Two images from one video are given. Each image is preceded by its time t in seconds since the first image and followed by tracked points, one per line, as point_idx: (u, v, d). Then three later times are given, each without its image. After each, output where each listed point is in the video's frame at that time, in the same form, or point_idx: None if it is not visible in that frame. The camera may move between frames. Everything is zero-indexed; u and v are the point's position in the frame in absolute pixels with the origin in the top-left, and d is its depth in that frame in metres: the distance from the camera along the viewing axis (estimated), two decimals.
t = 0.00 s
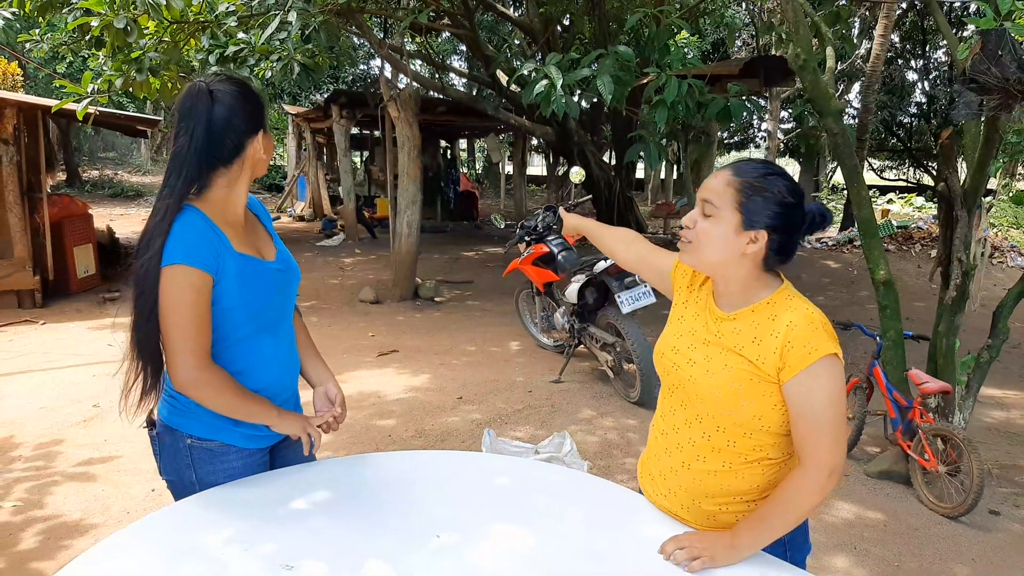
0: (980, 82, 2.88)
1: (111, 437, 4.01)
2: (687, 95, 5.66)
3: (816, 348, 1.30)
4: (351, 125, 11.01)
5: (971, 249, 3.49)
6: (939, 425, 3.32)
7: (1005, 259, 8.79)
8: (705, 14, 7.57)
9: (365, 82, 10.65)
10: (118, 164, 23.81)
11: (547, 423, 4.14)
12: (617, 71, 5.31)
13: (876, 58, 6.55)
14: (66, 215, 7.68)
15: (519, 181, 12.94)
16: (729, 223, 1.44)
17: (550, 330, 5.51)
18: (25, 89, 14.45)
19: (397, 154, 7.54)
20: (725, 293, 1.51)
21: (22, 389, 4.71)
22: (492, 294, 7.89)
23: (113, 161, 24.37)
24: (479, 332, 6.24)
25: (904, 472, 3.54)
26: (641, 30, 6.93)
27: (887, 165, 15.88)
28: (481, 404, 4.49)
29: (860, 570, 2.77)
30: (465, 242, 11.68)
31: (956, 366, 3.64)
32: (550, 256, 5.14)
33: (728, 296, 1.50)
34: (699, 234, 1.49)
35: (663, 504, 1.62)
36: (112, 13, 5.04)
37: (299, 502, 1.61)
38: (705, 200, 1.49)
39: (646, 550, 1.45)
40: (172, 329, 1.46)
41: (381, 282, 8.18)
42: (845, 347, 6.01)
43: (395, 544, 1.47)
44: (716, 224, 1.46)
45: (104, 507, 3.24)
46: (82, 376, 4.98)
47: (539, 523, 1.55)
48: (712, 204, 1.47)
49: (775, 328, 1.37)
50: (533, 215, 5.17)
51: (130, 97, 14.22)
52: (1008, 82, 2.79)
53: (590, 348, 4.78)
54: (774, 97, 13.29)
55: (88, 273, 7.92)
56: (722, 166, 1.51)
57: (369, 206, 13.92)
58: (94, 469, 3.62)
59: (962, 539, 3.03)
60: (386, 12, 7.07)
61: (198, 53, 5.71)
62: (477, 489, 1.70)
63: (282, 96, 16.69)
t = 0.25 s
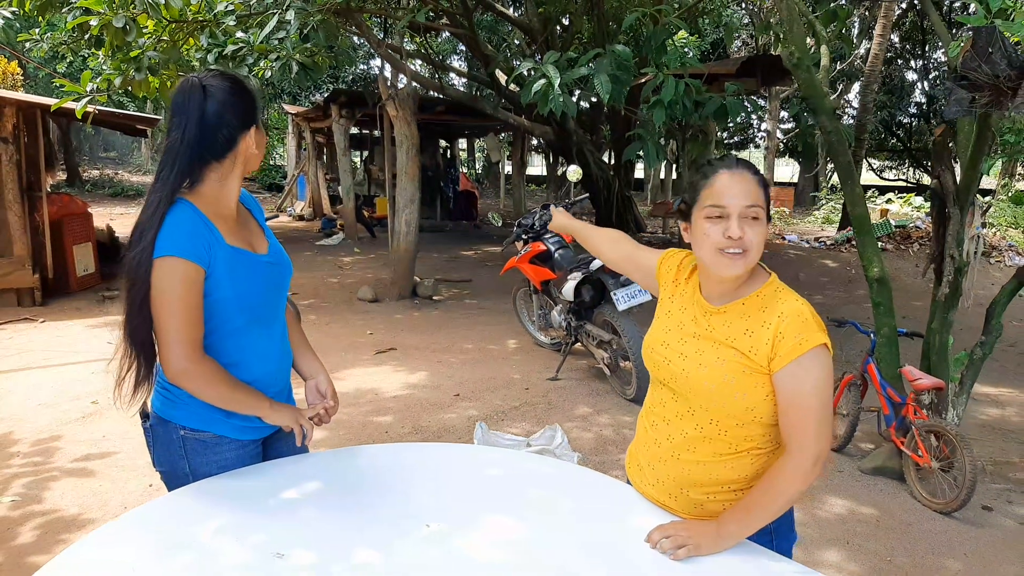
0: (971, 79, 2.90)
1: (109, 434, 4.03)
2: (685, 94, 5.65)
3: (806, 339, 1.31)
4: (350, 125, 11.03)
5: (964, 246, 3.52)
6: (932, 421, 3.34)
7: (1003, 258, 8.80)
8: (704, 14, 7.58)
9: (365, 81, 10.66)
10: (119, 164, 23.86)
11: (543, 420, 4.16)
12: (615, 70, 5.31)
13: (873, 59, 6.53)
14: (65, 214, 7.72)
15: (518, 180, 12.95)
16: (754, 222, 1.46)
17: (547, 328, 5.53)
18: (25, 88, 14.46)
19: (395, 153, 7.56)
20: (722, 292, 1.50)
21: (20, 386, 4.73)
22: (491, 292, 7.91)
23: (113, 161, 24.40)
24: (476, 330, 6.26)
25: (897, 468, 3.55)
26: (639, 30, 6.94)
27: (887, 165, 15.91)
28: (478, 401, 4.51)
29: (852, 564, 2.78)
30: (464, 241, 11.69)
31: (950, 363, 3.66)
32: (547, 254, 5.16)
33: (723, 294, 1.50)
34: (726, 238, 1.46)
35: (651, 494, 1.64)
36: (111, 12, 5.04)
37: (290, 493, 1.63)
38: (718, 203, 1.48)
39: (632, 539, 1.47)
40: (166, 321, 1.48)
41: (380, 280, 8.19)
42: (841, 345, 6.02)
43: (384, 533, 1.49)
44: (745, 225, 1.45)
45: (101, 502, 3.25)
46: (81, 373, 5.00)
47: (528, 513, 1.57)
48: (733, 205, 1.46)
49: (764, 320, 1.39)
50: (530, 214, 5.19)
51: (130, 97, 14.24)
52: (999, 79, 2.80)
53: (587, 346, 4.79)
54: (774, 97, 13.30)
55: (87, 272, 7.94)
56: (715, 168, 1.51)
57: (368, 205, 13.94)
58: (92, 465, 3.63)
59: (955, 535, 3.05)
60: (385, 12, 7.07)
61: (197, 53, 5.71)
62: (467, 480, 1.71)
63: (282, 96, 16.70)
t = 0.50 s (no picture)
0: (965, 76, 2.94)
1: (106, 431, 4.03)
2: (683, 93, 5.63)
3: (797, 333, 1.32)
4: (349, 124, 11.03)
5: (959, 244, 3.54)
6: (928, 419, 3.34)
7: (1001, 257, 8.80)
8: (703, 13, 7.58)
9: (364, 80, 10.66)
10: (119, 164, 23.88)
11: (539, 417, 4.16)
12: (612, 69, 5.29)
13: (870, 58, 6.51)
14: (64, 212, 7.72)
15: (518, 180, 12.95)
16: (748, 214, 1.47)
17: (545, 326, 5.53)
18: (24, 87, 14.47)
19: (394, 152, 7.56)
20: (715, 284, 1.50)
21: (18, 384, 4.74)
22: (489, 291, 7.91)
23: (114, 161, 24.42)
24: (474, 329, 6.26)
25: (893, 466, 3.55)
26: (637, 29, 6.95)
27: (887, 164, 15.90)
28: (475, 399, 4.51)
29: (847, 561, 2.78)
30: (463, 241, 11.69)
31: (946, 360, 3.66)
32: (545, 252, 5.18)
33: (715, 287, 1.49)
34: (720, 229, 1.46)
35: (641, 489, 1.64)
36: (109, 11, 5.05)
37: (282, 488, 1.63)
38: (713, 194, 1.48)
39: (623, 533, 1.47)
40: (155, 315, 1.48)
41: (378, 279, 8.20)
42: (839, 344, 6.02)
43: (375, 527, 1.49)
44: (739, 217, 1.46)
45: (97, 499, 3.26)
46: (79, 371, 5.01)
47: (518, 508, 1.58)
48: (726, 197, 1.47)
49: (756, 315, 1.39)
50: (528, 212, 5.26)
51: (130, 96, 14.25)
52: (993, 76, 2.84)
53: (584, 344, 4.79)
54: (774, 96, 13.30)
55: (86, 270, 7.95)
56: (707, 161, 1.51)
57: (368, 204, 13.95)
58: (88, 463, 3.64)
59: (950, 532, 3.05)
60: (384, 11, 7.07)
61: (195, 51, 5.72)
62: (459, 475, 1.72)
63: (281, 95, 16.72)
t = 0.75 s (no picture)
0: (964, 72, 2.94)
1: (102, 430, 4.02)
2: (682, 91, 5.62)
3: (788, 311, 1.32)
4: (349, 123, 11.03)
5: (959, 241, 3.53)
6: (927, 417, 3.33)
7: (1003, 256, 8.78)
8: (703, 12, 7.56)
9: (364, 79, 10.65)
10: (119, 164, 23.90)
11: (538, 415, 4.15)
12: (611, 67, 5.25)
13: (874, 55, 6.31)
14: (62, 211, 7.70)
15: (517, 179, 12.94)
16: (738, 200, 1.46)
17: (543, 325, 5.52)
18: (24, 86, 14.48)
19: (393, 151, 7.55)
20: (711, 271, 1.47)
21: (15, 382, 4.73)
22: (488, 290, 7.90)
23: (114, 160, 24.44)
24: (473, 327, 6.25)
25: (892, 464, 3.54)
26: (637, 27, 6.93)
27: (888, 163, 15.86)
28: (472, 397, 4.50)
29: (845, 560, 2.77)
30: (463, 240, 11.68)
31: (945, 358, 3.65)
32: (543, 250, 5.18)
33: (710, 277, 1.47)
34: (711, 215, 1.44)
35: (636, 482, 1.63)
36: (107, 8, 5.03)
37: (274, 484, 1.62)
38: (703, 181, 1.46)
39: (619, 530, 1.46)
40: (144, 309, 1.47)
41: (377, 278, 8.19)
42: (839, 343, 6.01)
43: (367, 524, 1.48)
44: (730, 202, 1.44)
45: (93, 497, 3.25)
46: (76, 370, 5.00)
47: (512, 504, 1.56)
48: (718, 182, 1.45)
49: (749, 301, 1.38)
50: (526, 211, 5.34)
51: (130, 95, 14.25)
52: (991, 72, 2.84)
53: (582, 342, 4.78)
54: (775, 95, 13.28)
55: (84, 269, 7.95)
56: (696, 152, 1.51)
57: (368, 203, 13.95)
58: (84, 461, 3.62)
59: (949, 530, 3.03)
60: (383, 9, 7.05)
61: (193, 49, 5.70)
62: (453, 471, 1.70)
63: (281, 94, 16.71)
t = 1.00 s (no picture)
0: (965, 69, 2.94)
1: (100, 428, 4.01)
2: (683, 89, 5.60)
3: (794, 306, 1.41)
4: (349, 121, 11.02)
5: (959, 239, 3.52)
6: (929, 416, 3.31)
7: (1004, 255, 8.76)
8: (703, 10, 7.54)
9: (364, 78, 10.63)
10: (119, 163, 23.90)
11: (538, 414, 4.14)
12: (611, 64, 5.22)
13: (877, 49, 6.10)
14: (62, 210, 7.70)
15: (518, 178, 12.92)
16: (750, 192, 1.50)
17: (543, 324, 5.51)
18: (24, 85, 14.48)
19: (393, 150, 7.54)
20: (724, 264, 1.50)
21: (14, 380, 4.73)
22: (489, 289, 7.89)
23: (114, 159, 24.43)
24: (473, 327, 6.24)
25: (893, 463, 3.53)
26: (637, 25, 6.92)
27: (889, 162, 15.84)
28: (472, 396, 4.49)
29: (846, 559, 2.76)
30: (463, 239, 11.67)
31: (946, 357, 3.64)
32: (543, 248, 5.18)
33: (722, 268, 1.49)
34: (729, 208, 1.47)
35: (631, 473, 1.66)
36: (106, 7, 5.01)
37: (272, 480, 1.61)
38: (717, 176, 1.48)
39: (619, 527, 1.44)
40: (135, 303, 1.46)
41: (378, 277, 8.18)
42: (840, 342, 6.00)
43: (365, 521, 1.46)
44: (744, 193, 1.48)
45: (91, 495, 3.24)
46: (75, 368, 5.00)
47: (510, 501, 1.55)
48: (730, 176, 1.48)
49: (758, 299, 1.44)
50: (526, 209, 5.31)
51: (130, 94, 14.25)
52: (993, 68, 2.85)
53: (582, 341, 4.77)
54: (775, 94, 13.27)
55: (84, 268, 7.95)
56: (701, 149, 1.53)
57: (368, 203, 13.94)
58: (83, 459, 3.62)
59: (950, 529, 3.02)
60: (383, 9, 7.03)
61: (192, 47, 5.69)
62: (450, 468, 1.69)
63: (281, 93, 16.71)
